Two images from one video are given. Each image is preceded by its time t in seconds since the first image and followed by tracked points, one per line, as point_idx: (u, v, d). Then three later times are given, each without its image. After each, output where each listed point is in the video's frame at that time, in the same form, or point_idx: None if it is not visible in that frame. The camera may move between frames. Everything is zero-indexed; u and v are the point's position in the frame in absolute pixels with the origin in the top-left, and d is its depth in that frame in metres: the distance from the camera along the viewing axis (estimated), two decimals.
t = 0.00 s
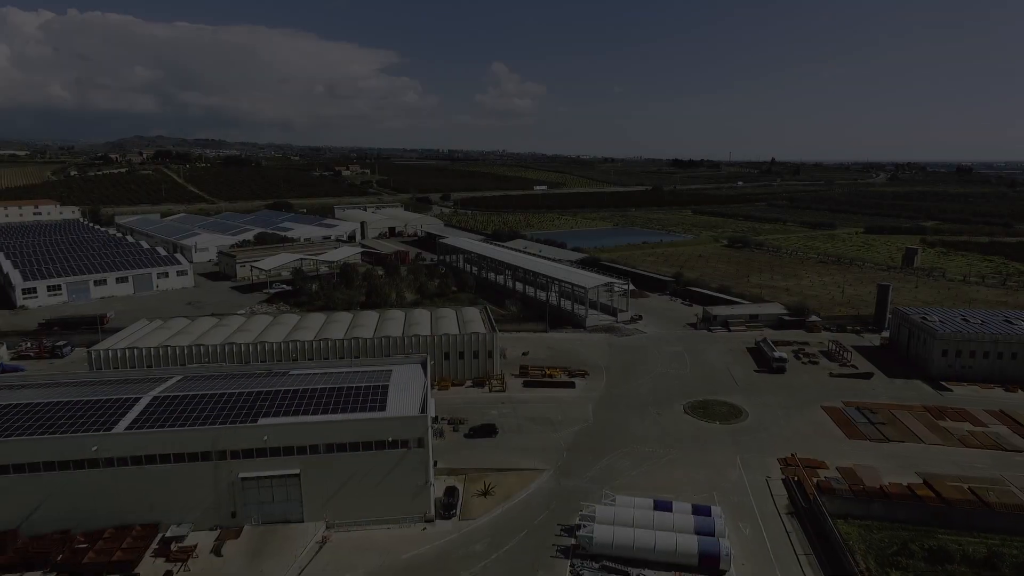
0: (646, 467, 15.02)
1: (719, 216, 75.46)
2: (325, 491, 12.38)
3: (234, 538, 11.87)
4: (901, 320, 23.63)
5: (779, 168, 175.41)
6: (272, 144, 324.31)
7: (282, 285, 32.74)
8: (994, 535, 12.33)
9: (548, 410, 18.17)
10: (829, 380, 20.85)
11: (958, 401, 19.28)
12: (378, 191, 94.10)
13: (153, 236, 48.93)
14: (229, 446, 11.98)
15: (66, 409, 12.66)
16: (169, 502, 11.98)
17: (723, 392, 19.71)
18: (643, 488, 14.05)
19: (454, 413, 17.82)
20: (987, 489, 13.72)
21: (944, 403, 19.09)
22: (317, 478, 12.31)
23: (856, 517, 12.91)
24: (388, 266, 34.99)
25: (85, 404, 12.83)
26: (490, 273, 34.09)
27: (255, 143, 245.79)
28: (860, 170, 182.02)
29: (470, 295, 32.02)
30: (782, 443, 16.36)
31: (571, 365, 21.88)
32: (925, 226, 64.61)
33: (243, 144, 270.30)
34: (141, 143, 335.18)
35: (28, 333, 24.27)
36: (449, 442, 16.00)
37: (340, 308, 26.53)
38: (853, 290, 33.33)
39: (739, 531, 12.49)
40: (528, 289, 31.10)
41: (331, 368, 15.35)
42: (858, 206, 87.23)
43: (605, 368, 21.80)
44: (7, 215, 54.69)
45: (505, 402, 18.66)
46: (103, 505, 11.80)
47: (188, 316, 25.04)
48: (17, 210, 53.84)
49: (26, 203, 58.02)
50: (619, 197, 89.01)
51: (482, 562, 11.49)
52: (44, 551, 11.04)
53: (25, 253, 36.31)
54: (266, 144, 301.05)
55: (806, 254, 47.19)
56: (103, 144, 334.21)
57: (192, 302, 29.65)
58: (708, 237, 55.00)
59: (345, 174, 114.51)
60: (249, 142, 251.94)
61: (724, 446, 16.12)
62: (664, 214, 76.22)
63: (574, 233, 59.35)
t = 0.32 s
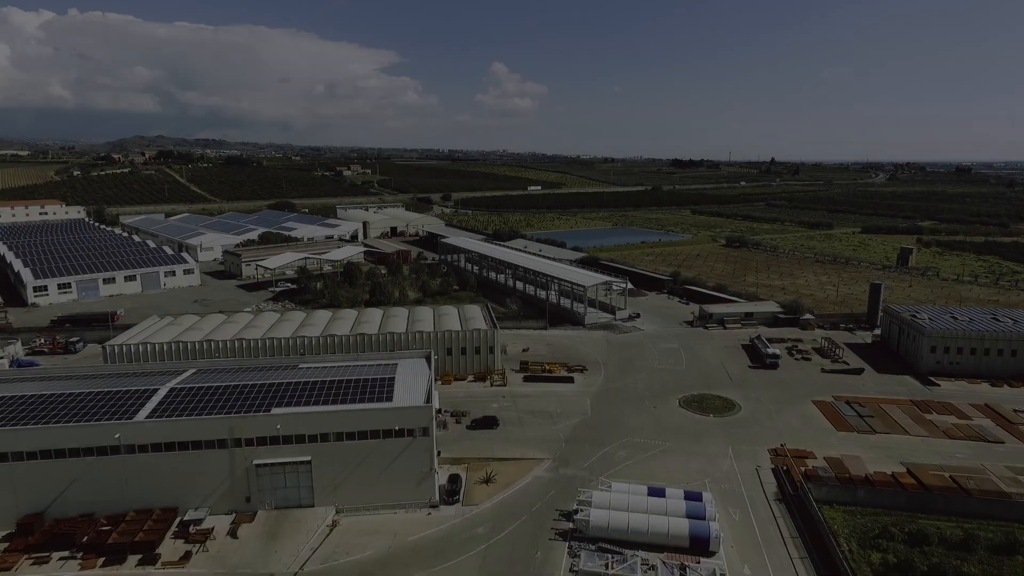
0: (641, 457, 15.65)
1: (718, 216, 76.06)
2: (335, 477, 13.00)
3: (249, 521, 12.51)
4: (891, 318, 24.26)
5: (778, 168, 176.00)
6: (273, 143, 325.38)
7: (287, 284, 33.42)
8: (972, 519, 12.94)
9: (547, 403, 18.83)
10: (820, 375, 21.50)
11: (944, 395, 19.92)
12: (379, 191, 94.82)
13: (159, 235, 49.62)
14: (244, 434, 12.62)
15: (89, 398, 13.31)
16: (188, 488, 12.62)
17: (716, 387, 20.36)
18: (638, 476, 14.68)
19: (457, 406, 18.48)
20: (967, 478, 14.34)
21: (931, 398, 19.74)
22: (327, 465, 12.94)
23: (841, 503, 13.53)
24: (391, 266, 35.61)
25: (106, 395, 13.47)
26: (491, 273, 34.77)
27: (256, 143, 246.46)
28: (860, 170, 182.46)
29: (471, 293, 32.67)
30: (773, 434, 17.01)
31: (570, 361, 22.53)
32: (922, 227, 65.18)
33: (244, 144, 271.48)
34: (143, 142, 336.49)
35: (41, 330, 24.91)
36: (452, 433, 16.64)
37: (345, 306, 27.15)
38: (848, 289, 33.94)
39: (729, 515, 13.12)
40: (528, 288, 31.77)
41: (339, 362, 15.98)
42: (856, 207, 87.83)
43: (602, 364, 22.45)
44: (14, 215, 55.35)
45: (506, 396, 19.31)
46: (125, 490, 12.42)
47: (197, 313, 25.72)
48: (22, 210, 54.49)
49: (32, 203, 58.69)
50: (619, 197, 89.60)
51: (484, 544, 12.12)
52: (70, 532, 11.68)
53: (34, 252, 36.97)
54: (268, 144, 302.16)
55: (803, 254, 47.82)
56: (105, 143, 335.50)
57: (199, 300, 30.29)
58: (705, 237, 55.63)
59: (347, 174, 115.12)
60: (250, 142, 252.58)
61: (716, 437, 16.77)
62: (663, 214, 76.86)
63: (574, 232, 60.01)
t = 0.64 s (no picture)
0: (636, 447, 16.30)
1: (716, 217, 76.75)
2: (343, 465, 13.63)
3: (262, 507, 13.15)
4: (882, 315, 24.90)
5: (777, 168, 176.71)
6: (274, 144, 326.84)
7: (291, 283, 34.08)
8: (950, 505, 13.56)
9: (546, 397, 19.48)
10: (811, 370, 22.15)
11: (931, 390, 20.58)
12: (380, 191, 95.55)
13: (163, 235, 50.27)
14: (257, 423, 13.25)
15: (108, 390, 13.94)
16: (203, 475, 13.25)
17: (710, 382, 21.01)
18: (632, 465, 15.32)
19: (458, 399, 19.12)
20: (948, 467, 14.98)
21: (918, 392, 20.38)
22: (336, 453, 13.57)
23: (826, 490, 14.15)
24: (393, 265, 36.29)
25: (124, 387, 14.10)
26: (491, 272, 35.42)
27: (256, 143, 246.48)
28: (858, 170, 183.23)
29: (472, 292, 33.33)
30: (763, 426, 17.66)
31: (568, 357, 23.19)
32: (918, 227, 65.82)
33: (246, 145, 272.93)
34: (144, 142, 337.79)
35: (53, 327, 25.53)
36: (454, 425, 17.28)
37: (348, 304, 27.76)
38: (841, 288, 34.58)
39: (719, 501, 13.77)
40: (528, 287, 32.43)
41: (346, 357, 16.62)
42: (853, 207, 88.43)
43: (600, 360, 23.07)
44: (19, 215, 55.97)
45: (506, 390, 19.97)
46: (143, 476, 13.05)
47: (204, 311, 26.34)
48: (28, 210, 55.11)
49: (37, 203, 59.32)
50: (618, 197, 90.28)
51: (485, 528, 12.75)
52: (92, 517, 12.28)
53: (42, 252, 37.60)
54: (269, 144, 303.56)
55: (799, 253, 48.48)
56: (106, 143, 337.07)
57: (206, 299, 30.92)
58: (703, 237, 56.27)
59: (348, 175, 115.79)
60: (250, 143, 252.93)
61: (709, 429, 17.40)
62: (661, 214, 77.52)
63: (573, 232, 60.73)
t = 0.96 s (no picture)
0: (632, 438, 16.94)
1: (715, 216, 77.40)
2: (351, 453, 14.27)
3: (273, 493, 13.79)
4: (873, 312, 25.52)
5: (776, 168, 177.34)
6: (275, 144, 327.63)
7: (295, 282, 34.71)
8: (931, 492, 14.19)
9: (545, 391, 20.12)
10: (803, 366, 22.81)
11: (918, 384, 21.23)
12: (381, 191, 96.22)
13: (168, 234, 50.92)
14: (269, 413, 13.89)
15: (125, 382, 14.58)
16: (218, 463, 13.89)
17: (704, 377, 21.65)
18: (627, 455, 15.96)
19: (460, 393, 19.77)
20: (931, 457, 15.63)
21: (905, 387, 21.02)
22: (344, 441, 14.21)
23: (813, 478, 14.77)
24: (395, 264, 36.93)
25: (141, 379, 14.74)
26: (491, 271, 36.07)
27: (257, 143, 246.49)
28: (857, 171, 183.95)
29: (473, 290, 33.97)
30: (754, 418, 18.30)
31: (567, 353, 23.82)
32: (914, 226, 66.37)
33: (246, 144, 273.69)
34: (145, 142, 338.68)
35: (64, 324, 26.18)
36: (456, 418, 17.92)
37: (352, 302, 28.39)
38: (836, 287, 35.20)
39: (710, 488, 14.40)
40: (528, 285, 33.07)
41: (352, 351, 17.26)
42: (851, 207, 89.01)
43: (597, 356, 23.70)
44: (25, 215, 56.59)
45: (506, 384, 20.62)
46: (161, 464, 13.70)
47: (212, 308, 26.97)
48: (33, 210, 55.73)
49: (42, 202, 59.96)
50: (617, 197, 90.91)
51: (485, 513, 13.38)
52: (113, 501, 12.92)
53: (50, 251, 38.24)
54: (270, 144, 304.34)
55: (795, 253, 49.10)
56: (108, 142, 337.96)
57: (212, 297, 31.55)
58: (701, 237, 56.88)
59: (349, 175, 116.40)
60: (251, 143, 253.43)
61: (702, 422, 18.03)
62: (660, 214, 78.12)
63: (572, 232, 61.35)
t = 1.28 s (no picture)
0: (627, 430, 17.60)
1: (713, 216, 78.09)
2: (357, 443, 14.90)
3: (283, 480, 14.41)
4: (863, 310, 26.17)
5: (775, 168, 178.03)
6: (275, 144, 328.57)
7: (299, 280, 35.37)
8: (913, 480, 14.81)
9: (544, 385, 20.77)
10: (795, 361, 23.47)
11: (906, 379, 21.89)
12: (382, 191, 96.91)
13: (172, 234, 51.59)
14: (280, 404, 14.54)
15: (142, 374, 15.22)
16: (230, 452, 14.53)
17: (698, 372, 22.30)
18: (622, 445, 16.61)
19: (462, 387, 20.43)
20: (914, 448, 16.28)
21: (894, 381, 21.69)
22: (351, 431, 14.85)
23: (800, 467, 15.41)
24: (396, 263, 37.58)
25: (156, 372, 15.39)
26: (491, 270, 36.77)
27: (257, 143, 247.24)
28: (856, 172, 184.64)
29: (473, 288, 34.64)
30: (746, 411, 18.95)
31: (565, 349, 24.48)
32: (910, 226, 67.02)
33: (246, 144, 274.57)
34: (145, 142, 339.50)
35: (75, 321, 26.82)
36: (458, 410, 18.58)
37: (355, 300, 29.02)
38: (829, 286, 35.86)
39: (701, 477, 15.04)
40: (527, 284, 33.74)
41: (357, 346, 17.90)
42: (848, 207, 89.65)
43: (595, 352, 24.35)
44: (30, 215, 57.20)
45: (506, 379, 21.28)
46: (176, 452, 14.34)
47: (218, 306, 27.63)
48: (38, 210, 56.34)
49: (47, 202, 60.62)
50: (616, 197, 91.60)
51: (486, 499, 14.02)
52: (131, 488, 13.55)
53: (58, 250, 38.86)
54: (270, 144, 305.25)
55: (791, 252, 49.77)
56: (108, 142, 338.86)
57: (218, 295, 32.21)
58: (698, 237, 57.56)
59: (349, 175, 117.05)
60: (252, 144, 254.18)
61: (695, 414, 18.68)
62: (659, 214, 78.78)
63: (571, 232, 62.05)
